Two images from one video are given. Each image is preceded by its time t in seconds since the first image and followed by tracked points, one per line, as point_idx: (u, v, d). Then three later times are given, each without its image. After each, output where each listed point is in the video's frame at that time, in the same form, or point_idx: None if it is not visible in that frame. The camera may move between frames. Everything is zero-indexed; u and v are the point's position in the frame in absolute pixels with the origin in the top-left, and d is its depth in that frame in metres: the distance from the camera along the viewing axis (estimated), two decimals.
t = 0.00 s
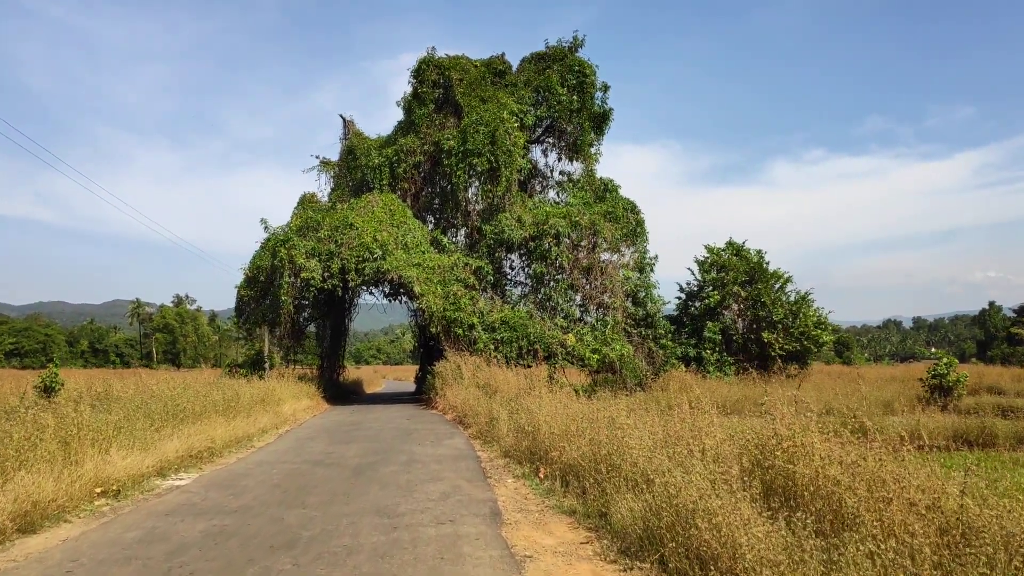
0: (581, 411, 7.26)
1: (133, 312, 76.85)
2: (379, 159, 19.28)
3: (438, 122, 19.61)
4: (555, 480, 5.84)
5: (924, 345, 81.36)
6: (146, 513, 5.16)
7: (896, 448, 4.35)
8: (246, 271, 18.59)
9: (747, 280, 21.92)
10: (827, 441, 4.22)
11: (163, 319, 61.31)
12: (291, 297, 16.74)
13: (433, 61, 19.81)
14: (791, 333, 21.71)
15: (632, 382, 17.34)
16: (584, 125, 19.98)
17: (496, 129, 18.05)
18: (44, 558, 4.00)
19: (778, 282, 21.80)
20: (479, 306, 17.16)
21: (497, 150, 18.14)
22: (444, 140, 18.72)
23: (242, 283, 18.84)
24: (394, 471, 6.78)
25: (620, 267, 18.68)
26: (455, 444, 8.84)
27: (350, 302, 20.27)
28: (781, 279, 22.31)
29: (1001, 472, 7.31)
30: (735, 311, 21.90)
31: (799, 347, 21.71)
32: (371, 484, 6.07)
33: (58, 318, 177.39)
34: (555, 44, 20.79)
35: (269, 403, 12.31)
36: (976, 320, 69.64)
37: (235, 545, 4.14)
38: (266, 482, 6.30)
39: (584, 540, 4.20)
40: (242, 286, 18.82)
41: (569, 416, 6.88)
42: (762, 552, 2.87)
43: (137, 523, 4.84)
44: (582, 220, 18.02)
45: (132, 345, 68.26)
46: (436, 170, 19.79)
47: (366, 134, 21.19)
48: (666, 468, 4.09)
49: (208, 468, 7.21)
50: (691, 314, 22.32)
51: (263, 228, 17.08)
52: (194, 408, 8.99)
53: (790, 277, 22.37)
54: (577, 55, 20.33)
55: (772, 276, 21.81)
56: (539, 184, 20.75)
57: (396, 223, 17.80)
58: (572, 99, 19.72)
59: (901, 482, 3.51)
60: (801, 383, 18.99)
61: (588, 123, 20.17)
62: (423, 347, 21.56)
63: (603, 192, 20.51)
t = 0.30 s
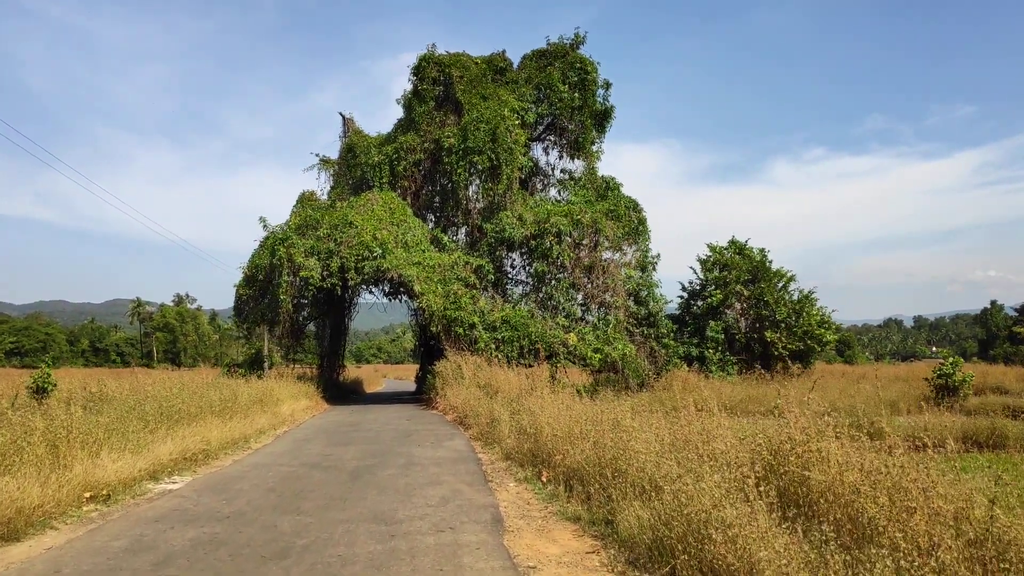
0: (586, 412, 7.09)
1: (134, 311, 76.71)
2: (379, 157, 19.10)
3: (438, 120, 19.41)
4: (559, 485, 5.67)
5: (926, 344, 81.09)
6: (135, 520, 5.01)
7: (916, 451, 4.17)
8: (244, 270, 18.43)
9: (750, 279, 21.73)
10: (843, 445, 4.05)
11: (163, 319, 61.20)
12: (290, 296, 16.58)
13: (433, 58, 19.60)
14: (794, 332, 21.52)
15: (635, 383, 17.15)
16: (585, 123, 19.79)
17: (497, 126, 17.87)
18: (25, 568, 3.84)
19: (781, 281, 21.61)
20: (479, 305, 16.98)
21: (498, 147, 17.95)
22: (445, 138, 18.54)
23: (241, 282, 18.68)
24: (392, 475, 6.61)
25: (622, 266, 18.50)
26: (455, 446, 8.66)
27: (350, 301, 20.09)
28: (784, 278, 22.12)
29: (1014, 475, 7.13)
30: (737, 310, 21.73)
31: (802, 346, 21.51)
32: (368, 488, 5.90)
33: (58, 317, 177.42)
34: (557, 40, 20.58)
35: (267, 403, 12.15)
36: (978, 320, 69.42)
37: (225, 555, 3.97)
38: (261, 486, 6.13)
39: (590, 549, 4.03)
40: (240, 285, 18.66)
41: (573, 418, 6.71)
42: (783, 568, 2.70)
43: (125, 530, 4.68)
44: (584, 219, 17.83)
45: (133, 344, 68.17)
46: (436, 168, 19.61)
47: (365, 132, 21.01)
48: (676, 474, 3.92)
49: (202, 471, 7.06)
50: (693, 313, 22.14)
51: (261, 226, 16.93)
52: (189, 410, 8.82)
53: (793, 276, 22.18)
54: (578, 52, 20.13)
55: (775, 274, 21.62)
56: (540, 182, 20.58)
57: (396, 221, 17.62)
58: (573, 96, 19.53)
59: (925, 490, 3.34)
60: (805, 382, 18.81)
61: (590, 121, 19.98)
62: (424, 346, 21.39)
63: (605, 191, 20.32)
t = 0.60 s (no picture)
0: (591, 413, 6.91)
1: (133, 311, 76.51)
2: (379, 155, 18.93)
3: (438, 118, 19.22)
4: (564, 488, 5.48)
5: (927, 344, 80.94)
6: (125, 526, 4.83)
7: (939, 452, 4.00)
8: (242, 270, 18.25)
9: (753, 278, 21.56)
10: (865, 446, 3.86)
11: (163, 319, 61.10)
12: (288, 295, 16.40)
13: (433, 56, 19.42)
14: (797, 332, 21.33)
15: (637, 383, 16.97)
16: (587, 121, 19.63)
17: (497, 124, 17.69)
18: None
19: (784, 280, 21.43)
20: (480, 305, 16.80)
21: (499, 145, 17.78)
22: (445, 136, 18.35)
23: (239, 282, 18.50)
24: (392, 478, 6.42)
25: (624, 265, 18.31)
26: (457, 447, 8.46)
27: (349, 301, 19.90)
28: (787, 277, 21.95)
29: None
30: (740, 310, 21.56)
31: (806, 346, 21.32)
32: (367, 492, 5.71)
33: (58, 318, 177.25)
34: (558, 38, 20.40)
35: (265, 404, 11.97)
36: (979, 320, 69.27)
37: (216, 563, 3.79)
38: (256, 490, 5.95)
39: (599, 557, 3.84)
40: (238, 284, 18.49)
41: (578, 418, 6.53)
42: None
43: (114, 536, 4.49)
44: (586, 217, 17.64)
45: (132, 345, 67.98)
46: (436, 166, 19.43)
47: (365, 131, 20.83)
48: (690, 478, 3.73)
49: (196, 474, 6.88)
50: (695, 313, 21.97)
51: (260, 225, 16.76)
52: (185, 411, 8.64)
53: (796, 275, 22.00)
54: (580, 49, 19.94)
55: (778, 274, 21.44)
56: (541, 181, 20.41)
57: (395, 220, 17.44)
58: (575, 94, 19.35)
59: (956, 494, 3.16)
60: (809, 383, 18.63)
61: (592, 119, 19.80)
62: (423, 346, 21.22)
63: (606, 189, 20.14)
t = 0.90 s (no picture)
0: (595, 416, 6.75)
1: (132, 313, 76.27)
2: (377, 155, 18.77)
3: (438, 117, 19.06)
4: (568, 495, 5.31)
5: (927, 345, 80.82)
6: (114, 534, 4.66)
7: (960, 460, 3.84)
8: (240, 270, 18.08)
9: (754, 279, 21.41)
10: (885, 453, 3.70)
11: (161, 320, 60.94)
12: (286, 296, 16.23)
13: (433, 54, 19.26)
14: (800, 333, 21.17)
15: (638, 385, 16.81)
16: (587, 120, 19.48)
17: (497, 123, 17.54)
18: None
19: (786, 281, 21.27)
20: (479, 305, 16.63)
21: (499, 144, 17.62)
22: (444, 135, 18.18)
23: (236, 283, 18.32)
24: (390, 483, 6.25)
25: (625, 265, 18.14)
26: (457, 451, 8.29)
27: (347, 302, 19.72)
28: (789, 278, 21.79)
29: None
30: (741, 311, 21.41)
31: (808, 347, 21.15)
32: (364, 499, 5.54)
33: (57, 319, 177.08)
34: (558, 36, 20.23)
35: (262, 406, 11.79)
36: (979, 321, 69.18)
37: None
38: (251, 496, 5.78)
39: (607, 570, 3.67)
40: (236, 285, 18.31)
41: (581, 422, 6.36)
42: None
43: (102, 546, 4.32)
44: (586, 217, 17.48)
45: (130, 346, 67.79)
46: (435, 166, 19.25)
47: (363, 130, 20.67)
48: (703, 487, 3.57)
49: (190, 479, 6.71)
50: (696, 314, 21.81)
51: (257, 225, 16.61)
52: (179, 413, 8.47)
53: (798, 276, 21.84)
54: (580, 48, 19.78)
55: (780, 274, 21.28)
56: (541, 180, 20.25)
57: (394, 220, 17.27)
58: (575, 93, 19.19)
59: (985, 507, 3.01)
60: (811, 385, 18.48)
61: (592, 118, 19.65)
62: (422, 347, 21.05)
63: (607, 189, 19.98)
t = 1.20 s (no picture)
0: (598, 416, 6.58)
1: (131, 314, 76.02)
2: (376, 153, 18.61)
3: (437, 115, 18.88)
4: (571, 498, 5.13)
5: (928, 346, 80.61)
6: (99, 539, 4.49)
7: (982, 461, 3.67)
8: (238, 270, 17.90)
9: (757, 278, 21.23)
10: (905, 453, 3.52)
11: (161, 321, 60.79)
12: (284, 296, 16.06)
13: (432, 52, 19.10)
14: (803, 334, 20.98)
15: (639, 385, 16.63)
16: (588, 118, 19.31)
17: (497, 121, 17.37)
18: None
19: (788, 281, 21.09)
20: (479, 305, 16.45)
21: (499, 142, 17.46)
22: (444, 133, 18.01)
23: (234, 282, 18.15)
24: (387, 486, 6.07)
25: (626, 265, 17.97)
26: (456, 453, 8.10)
27: (346, 302, 19.53)
28: (791, 278, 21.62)
29: None
30: (743, 311, 21.23)
31: (811, 347, 20.97)
32: (360, 502, 5.36)
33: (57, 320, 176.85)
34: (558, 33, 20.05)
35: (258, 407, 11.60)
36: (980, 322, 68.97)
37: None
38: (244, 499, 5.60)
39: None
40: (234, 284, 18.14)
41: (584, 423, 6.19)
42: None
43: (85, 552, 4.14)
44: (587, 216, 17.31)
45: (129, 347, 67.61)
46: (435, 164, 19.07)
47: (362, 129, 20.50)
48: (715, 491, 3.40)
49: (182, 481, 6.54)
50: (698, 314, 21.64)
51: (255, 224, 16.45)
52: (172, 414, 8.29)
53: (801, 276, 21.67)
54: (581, 45, 19.60)
55: (783, 274, 21.11)
56: (542, 179, 20.07)
57: (394, 219, 17.09)
58: (576, 91, 19.02)
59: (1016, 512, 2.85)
60: (814, 385, 18.29)
61: (593, 116, 19.48)
62: (422, 348, 20.88)
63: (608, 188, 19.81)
